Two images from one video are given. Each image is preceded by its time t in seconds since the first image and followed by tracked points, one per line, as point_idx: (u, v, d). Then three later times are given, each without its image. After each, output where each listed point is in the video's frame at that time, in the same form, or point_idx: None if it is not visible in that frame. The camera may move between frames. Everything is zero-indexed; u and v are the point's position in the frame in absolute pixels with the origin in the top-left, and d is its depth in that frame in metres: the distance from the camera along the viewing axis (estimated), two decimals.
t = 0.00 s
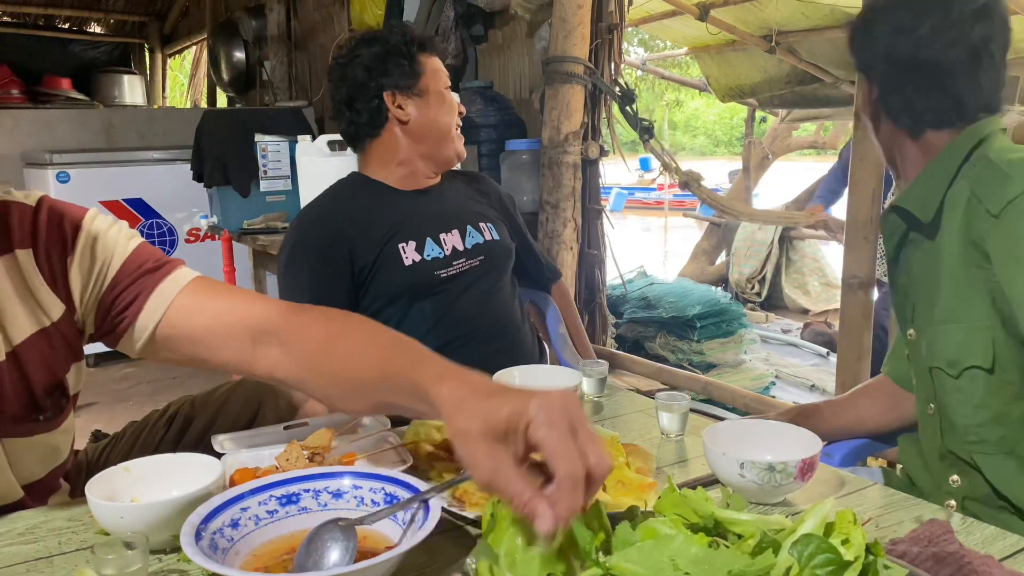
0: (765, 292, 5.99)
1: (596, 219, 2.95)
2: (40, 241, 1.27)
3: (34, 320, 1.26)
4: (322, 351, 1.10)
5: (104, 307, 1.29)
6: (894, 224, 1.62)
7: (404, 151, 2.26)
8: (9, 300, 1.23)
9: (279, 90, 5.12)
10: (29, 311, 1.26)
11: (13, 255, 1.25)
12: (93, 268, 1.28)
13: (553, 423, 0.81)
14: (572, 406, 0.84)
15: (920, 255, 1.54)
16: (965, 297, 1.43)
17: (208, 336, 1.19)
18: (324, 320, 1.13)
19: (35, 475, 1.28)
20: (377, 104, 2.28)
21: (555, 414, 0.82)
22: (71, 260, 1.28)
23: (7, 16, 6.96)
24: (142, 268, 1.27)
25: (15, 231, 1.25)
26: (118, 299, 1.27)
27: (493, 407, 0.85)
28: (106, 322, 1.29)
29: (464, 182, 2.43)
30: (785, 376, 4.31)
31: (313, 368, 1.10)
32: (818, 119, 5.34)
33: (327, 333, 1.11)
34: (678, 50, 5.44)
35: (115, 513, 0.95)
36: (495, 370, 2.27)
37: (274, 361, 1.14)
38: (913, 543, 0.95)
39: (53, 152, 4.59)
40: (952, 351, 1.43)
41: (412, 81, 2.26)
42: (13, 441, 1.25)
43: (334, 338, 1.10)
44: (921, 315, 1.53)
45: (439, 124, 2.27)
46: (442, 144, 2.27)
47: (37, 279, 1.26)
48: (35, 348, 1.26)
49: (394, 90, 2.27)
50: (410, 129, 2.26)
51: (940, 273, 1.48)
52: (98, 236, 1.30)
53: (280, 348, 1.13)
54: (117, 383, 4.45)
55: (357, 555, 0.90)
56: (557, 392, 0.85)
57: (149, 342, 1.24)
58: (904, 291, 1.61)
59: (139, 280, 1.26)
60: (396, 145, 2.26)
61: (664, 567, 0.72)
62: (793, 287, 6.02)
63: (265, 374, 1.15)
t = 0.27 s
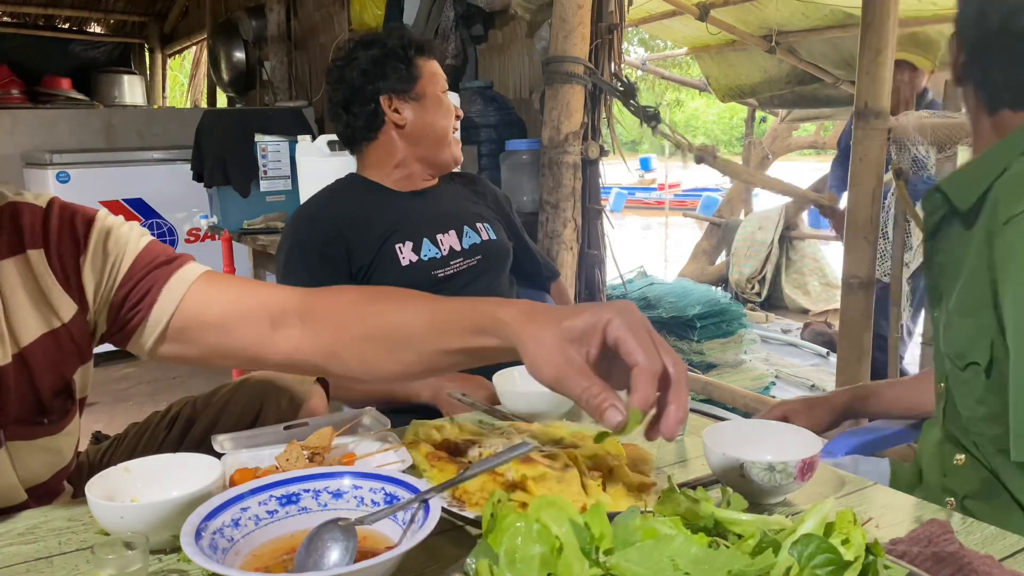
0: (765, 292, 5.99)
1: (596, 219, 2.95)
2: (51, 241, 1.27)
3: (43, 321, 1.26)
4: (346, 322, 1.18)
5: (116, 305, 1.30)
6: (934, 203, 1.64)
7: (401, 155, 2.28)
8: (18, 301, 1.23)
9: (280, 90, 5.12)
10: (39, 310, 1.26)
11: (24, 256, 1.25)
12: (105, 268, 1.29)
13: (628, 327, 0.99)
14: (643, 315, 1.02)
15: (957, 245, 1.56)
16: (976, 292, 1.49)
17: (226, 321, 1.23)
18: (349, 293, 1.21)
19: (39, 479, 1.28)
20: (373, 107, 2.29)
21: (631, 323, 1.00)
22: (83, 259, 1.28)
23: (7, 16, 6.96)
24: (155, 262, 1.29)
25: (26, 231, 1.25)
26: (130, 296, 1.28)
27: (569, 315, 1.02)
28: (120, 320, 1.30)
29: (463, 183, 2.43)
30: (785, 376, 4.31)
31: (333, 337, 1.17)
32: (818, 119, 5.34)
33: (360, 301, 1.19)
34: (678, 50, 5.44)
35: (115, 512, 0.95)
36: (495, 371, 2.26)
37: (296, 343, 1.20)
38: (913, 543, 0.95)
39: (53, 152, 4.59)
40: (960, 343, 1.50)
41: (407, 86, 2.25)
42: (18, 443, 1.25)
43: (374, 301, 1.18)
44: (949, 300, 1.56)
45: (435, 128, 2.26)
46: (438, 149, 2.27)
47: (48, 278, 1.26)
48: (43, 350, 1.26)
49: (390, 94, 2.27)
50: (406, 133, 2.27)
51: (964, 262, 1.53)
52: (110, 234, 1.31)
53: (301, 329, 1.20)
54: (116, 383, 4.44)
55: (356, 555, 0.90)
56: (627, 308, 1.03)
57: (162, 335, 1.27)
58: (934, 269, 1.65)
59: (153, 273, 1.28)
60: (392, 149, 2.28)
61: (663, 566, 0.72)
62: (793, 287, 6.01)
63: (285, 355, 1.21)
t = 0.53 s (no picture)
0: (765, 292, 6.00)
1: (596, 219, 2.95)
2: (62, 244, 1.27)
3: (53, 324, 1.26)
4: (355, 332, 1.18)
5: (127, 309, 1.28)
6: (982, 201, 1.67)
7: (399, 155, 2.27)
8: (28, 304, 1.23)
9: (279, 90, 5.12)
10: (49, 314, 1.26)
11: (35, 259, 1.25)
12: (115, 271, 1.28)
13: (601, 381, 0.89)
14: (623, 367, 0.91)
15: (1004, 246, 1.62)
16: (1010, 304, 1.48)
17: (234, 326, 1.22)
18: (357, 304, 1.20)
19: (44, 481, 1.28)
20: (371, 108, 2.27)
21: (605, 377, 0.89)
22: (93, 263, 1.28)
23: (7, 16, 6.96)
24: (167, 265, 1.28)
25: (37, 235, 1.25)
26: (141, 299, 1.26)
27: (546, 369, 0.94)
28: (131, 324, 1.28)
29: (464, 183, 2.43)
30: (785, 376, 4.31)
31: (339, 345, 1.17)
32: (818, 119, 5.33)
33: (368, 314, 1.18)
34: (678, 50, 5.43)
35: (116, 512, 0.95)
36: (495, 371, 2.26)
37: (307, 350, 1.19)
38: (913, 543, 0.95)
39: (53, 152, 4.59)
40: (997, 350, 1.49)
41: (406, 85, 2.26)
42: (25, 446, 1.25)
43: (384, 316, 1.18)
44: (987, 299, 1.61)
45: (434, 128, 2.26)
46: (438, 147, 2.27)
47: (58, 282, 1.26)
48: (52, 353, 1.26)
49: (388, 94, 2.27)
50: (405, 132, 2.26)
51: (1006, 261, 1.57)
52: (121, 236, 1.29)
53: (313, 336, 1.19)
54: (116, 383, 4.45)
55: (356, 555, 0.90)
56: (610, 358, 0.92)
57: (173, 339, 1.24)
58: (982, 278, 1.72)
59: (164, 277, 1.26)
60: (391, 149, 2.26)
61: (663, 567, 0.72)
62: (793, 287, 6.03)
63: (292, 363, 1.21)
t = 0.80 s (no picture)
0: (765, 292, 5.99)
1: (596, 219, 2.95)
2: (58, 247, 1.27)
3: (50, 327, 1.26)
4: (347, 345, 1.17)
5: (123, 313, 1.30)
6: (985, 198, 1.67)
7: (402, 157, 2.26)
8: (25, 307, 1.23)
9: (280, 90, 5.12)
10: (45, 317, 1.26)
11: (31, 262, 1.25)
12: (112, 275, 1.29)
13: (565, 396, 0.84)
14: (585, 375, 0.87)
15: (1005, 244, 1.62)
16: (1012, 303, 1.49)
17: (231, 331, 1.23)
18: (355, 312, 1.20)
19: (44, 483, 1.27)
20: (373, 109, 2.28)
21: (572, 386, 0.85)
22: (89, 266, 1.28)
23: (7, 16, 6.96)
24: (162, 269, 1.29)
25: (33, 238, 1.25)
26: (138, 304, 1.28)
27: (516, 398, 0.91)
28: (127, 328, 1.31)
29: (464, 183, 2.44)
30: (785, 376, 4.32)
31: (337, 356, 1.17)
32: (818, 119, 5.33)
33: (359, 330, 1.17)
34: (678, 50, 5.43)
35: (116, 512, 0.95)
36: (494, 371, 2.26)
37: (302, 358, 1.20)
38: (913, 543, 0.95)
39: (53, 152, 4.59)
40: (992, 348, 1.50)
41: (408, 86, 2.26)
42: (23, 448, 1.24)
43: (371, 332, 1.16)
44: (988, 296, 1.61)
45: (436, 129, 2.26)
46: (440, 148, 2.27)
47: (53, 285, 1.26)
48: (49, 356, 1.26)
49: (390, 95, 2.27)
50: (407, 133, 2.26)
51: (1007, 257, 1.58)
52: (117, 240, 1.30)
53: (307, 346, 1.20)
54: (116, 383, 4.44)
55: (356, 555, 0.90)
56: (577, 372, 0.88)
57: (171, 344, 1.27)
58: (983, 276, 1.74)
59: (162, 281, 1.28)
60: (393, 150, 2.26)
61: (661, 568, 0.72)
62: (793, 287, 6.14)
63: (290, 370, 1.21)
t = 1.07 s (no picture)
0: (765, 292, 5.99)
1: (596, 219, 2.95)
2: (52, 244, 1.27)
3: (45, 324, 1.26)
4: (348, 329, 1.19)
5: (119, 308, 1.30)
6: (974, 201, 1.68)
7: (398, 159, 2.27)
8: (19, 304, 1.23)
9: (280, 90, 5.11)
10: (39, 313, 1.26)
11: (25, 259, 1.24)
12: (106, 269, 1.29)
13: (600, 368, 0.95)
14: (617, 357, 0.98)
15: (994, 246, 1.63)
16: (997, 304, 1.54)
17: (229, 324, 1.24)
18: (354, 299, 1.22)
19: (39, 482, 1.26)
20: (369, 111, 2.28)
21: (602, 361, 0.96)
22: (83, 262, 1.28)
23: (7, 16, 6.95)
24: (157, 262, 1.29)
25: (26, 234, 1.25)
26: (135, 298, 1.29)
27: (546, 357, 0.99)
28: (124, 322, 1.31)
29: (462, 182, 2.44)
30: (785, 376, 4.32)
31: (340, 343, 1.19)
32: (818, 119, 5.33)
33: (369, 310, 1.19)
34: (678, 50, 5.42)
35: (116, 512, 0.95)
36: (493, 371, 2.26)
37: (302, 344, 1.21)
38: (913, 543, 0.95)
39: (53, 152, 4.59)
40: (982, 348, 1.54)
41: (404, 89, 2.26)
42: (19, 445, 1.24)
43: (367, 329, 1.17)
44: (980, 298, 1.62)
45: (432, 132, 2.26)
46: (436, 151, 2.27)
47: (48, 282, 1.26)
48: (44, 352, 1.26)
49: (386, 98, 2.27)
50: (403, 136, 2.26)
51: (997, 257, 1.59)
52: (111, 236, 1.31)
53: (307, 331, 1.21)
54: (116, 383, 4.44)
55: (356, 555, 0.90)
56: (605, 347, 0.99)
57: (169, 336, 1.27)
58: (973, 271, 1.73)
59: (157, 274, 1.28)
60: (389, 152, 2.26)
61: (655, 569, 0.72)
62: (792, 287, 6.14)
63: (292, 356, 1.23)
